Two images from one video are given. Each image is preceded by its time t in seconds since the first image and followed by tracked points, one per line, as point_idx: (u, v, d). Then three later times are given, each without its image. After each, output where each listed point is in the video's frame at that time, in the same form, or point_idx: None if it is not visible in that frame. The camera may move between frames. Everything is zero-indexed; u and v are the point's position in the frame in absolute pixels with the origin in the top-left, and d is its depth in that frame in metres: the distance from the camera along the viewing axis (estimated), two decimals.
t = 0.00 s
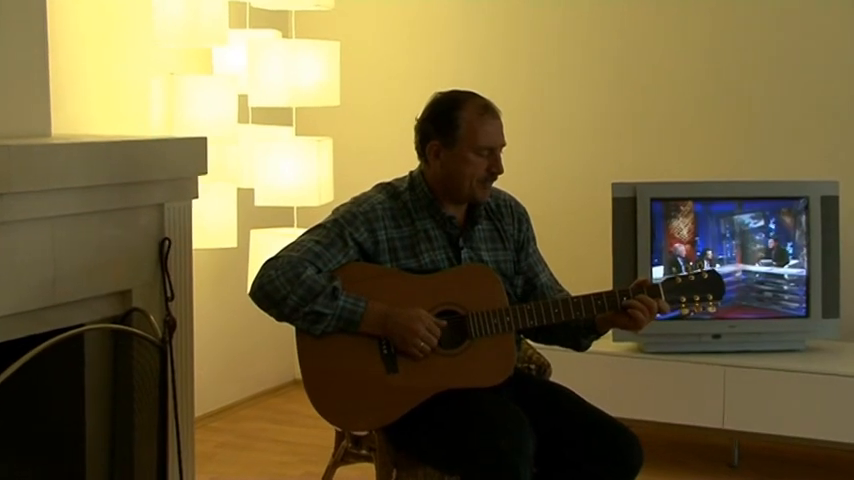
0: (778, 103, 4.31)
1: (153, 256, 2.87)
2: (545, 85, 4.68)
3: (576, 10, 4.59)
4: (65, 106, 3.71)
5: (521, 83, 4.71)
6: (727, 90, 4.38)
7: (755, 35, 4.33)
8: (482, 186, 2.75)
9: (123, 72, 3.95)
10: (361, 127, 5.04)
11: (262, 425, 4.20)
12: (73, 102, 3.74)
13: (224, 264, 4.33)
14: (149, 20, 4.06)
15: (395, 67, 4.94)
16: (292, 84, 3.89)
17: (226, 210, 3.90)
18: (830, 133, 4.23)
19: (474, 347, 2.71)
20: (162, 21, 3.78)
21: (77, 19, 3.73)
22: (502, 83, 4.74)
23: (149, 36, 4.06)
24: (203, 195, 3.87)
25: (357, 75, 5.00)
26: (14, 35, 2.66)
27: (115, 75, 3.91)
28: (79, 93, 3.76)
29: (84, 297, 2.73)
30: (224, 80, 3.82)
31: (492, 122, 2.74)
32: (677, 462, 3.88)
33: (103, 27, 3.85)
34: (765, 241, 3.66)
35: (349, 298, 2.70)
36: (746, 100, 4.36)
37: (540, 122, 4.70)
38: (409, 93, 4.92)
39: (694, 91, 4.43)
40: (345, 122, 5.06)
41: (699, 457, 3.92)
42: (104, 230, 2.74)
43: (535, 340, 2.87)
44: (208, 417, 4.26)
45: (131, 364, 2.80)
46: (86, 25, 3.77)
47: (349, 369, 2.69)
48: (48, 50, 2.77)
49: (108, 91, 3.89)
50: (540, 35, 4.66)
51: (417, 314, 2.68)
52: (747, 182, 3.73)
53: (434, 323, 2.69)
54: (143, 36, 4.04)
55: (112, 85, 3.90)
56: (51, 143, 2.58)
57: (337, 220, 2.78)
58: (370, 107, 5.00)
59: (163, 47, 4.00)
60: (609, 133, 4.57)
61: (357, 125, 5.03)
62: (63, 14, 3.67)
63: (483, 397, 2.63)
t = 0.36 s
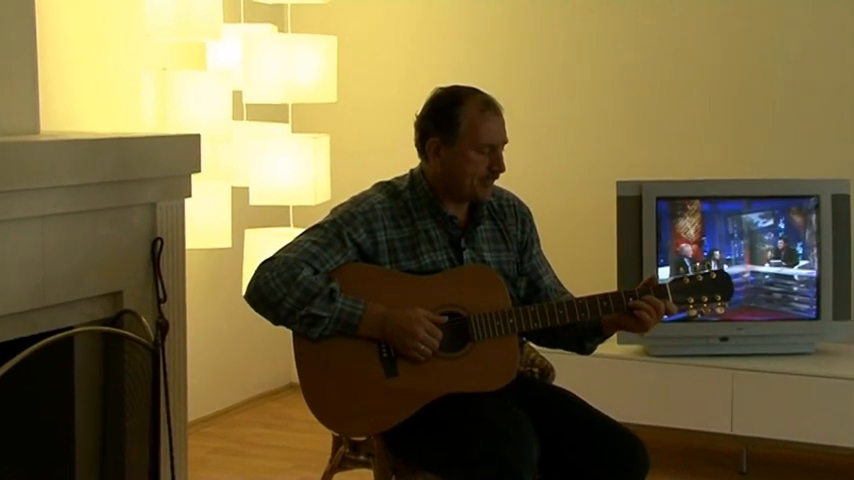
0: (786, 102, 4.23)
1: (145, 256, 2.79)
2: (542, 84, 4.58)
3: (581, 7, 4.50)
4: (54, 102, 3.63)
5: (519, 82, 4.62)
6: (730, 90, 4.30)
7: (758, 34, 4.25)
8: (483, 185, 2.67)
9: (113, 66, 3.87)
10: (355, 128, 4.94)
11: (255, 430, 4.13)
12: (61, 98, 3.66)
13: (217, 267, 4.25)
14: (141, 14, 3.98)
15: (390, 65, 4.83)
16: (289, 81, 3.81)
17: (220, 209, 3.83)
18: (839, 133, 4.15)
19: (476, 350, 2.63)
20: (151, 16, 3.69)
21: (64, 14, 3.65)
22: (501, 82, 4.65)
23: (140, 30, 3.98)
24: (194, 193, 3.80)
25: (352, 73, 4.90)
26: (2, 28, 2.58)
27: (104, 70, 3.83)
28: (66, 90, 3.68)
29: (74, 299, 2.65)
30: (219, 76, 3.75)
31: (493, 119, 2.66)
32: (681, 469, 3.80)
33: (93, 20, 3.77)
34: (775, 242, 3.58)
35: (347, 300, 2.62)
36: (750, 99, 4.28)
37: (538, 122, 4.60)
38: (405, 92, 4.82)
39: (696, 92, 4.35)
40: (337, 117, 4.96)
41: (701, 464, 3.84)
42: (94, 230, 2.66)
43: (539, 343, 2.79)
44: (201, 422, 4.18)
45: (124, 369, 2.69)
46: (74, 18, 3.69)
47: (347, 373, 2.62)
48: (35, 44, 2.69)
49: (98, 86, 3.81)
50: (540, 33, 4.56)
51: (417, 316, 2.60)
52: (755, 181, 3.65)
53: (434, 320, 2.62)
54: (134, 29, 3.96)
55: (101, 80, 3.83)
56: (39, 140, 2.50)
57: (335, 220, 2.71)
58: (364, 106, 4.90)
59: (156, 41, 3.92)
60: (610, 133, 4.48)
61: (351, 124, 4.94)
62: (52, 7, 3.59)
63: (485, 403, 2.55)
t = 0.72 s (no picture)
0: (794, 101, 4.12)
1: (137, 257, 2.71)
2: (545, 80, 4.46)
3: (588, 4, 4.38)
4: (40, 96, 3.56)
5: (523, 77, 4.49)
6: (734, 85, 4.18)
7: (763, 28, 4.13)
8: (485, 183, 2.58)
9: (103, 61, 3.79)
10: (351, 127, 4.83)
11: (248, 436, 4.05)
12: (49, 93, 3.59)
13: (210, 268, 4.16)
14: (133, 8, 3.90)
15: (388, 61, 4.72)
16: (287, 78, 3.73)
17: (214, 208, 3.74)
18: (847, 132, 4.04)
19: (476, 354, 2.55)
20: (145, 9, 3.62)
21: (52, 7, 3.57)
22: (502, 79, 4.52)
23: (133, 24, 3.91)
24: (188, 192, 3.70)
25: (350, 70, 4.80)
26: None
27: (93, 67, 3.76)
28: (54, 85, 3.61)
29: (63, 300, 2.57)
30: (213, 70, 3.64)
31: (497, 115, 2.58)
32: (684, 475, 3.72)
33: (82, 13, 3.70)
34: (784, 241, 3.40)
35: (344, 301, 2.54)
36: (753, 96, 4.16)
37: (538, 119, 4.49)
38: (405, 90, 4.70)
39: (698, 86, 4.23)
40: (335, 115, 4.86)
41: (705, 471, 3.75)
42: (84, 231, 2.58)
43: (542, 346, 2.71)
44: (194, 427, 4.11)
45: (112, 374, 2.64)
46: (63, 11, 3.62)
47: (344, 376, 2.54)
48: (22, 38, 2.61)
49: (86, 81, 3.73)
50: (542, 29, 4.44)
51: (416, 318, 2.52)
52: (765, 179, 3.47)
53: (433, 326, 2.53)
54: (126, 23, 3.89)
55: (91, 75, 3.75)
56: (26, 137, 2.42)
57: (332, 220, 2.62)
58: (363, 105, 4.79)
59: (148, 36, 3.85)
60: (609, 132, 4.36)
61: (348, 122, 4.83)
62: None
63: (486, 406, 2.48)
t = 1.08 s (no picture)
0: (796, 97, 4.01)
1: (128, 258, 2.63)
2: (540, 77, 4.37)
3: None
4: (28, 92, 3.48)
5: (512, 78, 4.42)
6: (732, 87, 4.10)
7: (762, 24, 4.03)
8: (484, 182, 2.51)
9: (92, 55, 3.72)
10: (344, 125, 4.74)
11: (242, 442, 3.98)
12: (37, 88, 3.51)
13: (203, 269, 4.09)
14: None
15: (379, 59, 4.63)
16: (280, 73, 3.65)
17: (208, 206, 3.67)
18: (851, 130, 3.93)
19: (478, 357, 2.47)
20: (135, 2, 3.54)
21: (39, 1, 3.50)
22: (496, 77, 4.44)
23: (124, 17, 3.83)
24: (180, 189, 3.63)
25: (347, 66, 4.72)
26: None
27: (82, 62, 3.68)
28: (43, 80, 3.53)
29: (51, 302, 2.49)
30: (206, 65, 3.57)
31: (497, 111, 2.50)
32: None
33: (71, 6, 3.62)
34: (793, 241, 3.31)
35: (342, 303, 2.47)
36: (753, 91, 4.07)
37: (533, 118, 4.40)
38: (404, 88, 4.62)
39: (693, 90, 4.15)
40: (324, 110, 4.77)
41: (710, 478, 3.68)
42: (73, 229, 2.50)
43: (545, 350, 2.64)
44: (187, 432, 4.04)
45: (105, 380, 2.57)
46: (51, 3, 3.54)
47: (342, 381, 2.46)
48: (8, 30, 2.52)
49: (77, 75, 3.66)
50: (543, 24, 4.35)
51: (416, 321, 2.45)
52: (774, 177, 3.38)
53: (433, 325, 2.46)
54: (117, 15, 3.81)
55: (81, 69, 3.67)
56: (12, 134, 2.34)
57: (329, 218, 2.54)
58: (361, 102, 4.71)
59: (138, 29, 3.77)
60: (611, 131, 4.27)
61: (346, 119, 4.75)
62: None
63: (488, 410, 2.40)
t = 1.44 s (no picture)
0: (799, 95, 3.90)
1: (119, 258, 2.56)
2: (538, 73, 4.24)
3: None
4: (13, 88, 3.42)
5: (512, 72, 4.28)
6: (733, 82, 3.98)
7: (762, 21, 3.93)
8: (484, 183, 2.42)
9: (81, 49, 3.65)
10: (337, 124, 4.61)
11: (237, 448, 3.90)
12: (22, 84, 3.45)
13: (194, 269, 4.00)
14: None
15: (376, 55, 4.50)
16: (278, 68, 3.58)
17: (202, 205, 3.60)
18: None
19: (480, 361, 2.40)
20: None
21: None
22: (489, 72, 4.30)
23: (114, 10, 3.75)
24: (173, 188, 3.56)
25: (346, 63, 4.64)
26: None
27: (68, 54, 3.60)
28: (28, 75, 3.47)
29: (39, 305, 2.41)
30: (201, 60, 3.51)
31: (499, 108, 2.42)
32: None
33: None
34: (803, 242, 3.23)
35: (340, 304, 2.40)
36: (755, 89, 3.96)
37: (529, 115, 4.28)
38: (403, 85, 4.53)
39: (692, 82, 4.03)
40: (318, 107, 4.63)
41: None
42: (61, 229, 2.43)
43: (549, 354, 2.56)
44: (178, 438, 3.96)
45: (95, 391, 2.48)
46: None
47: (339, 385, 2.39)
48: None
49: (64, 69, 3.59)
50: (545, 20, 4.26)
51: (416, 322, 2.37)
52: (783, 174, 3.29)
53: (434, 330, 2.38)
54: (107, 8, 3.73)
55: (68, 63, 3.61)
56: None
57: (327, 217, 2.47)
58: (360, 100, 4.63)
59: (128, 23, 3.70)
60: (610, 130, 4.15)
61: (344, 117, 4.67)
62: None
63: (488, 416, 2.32)
